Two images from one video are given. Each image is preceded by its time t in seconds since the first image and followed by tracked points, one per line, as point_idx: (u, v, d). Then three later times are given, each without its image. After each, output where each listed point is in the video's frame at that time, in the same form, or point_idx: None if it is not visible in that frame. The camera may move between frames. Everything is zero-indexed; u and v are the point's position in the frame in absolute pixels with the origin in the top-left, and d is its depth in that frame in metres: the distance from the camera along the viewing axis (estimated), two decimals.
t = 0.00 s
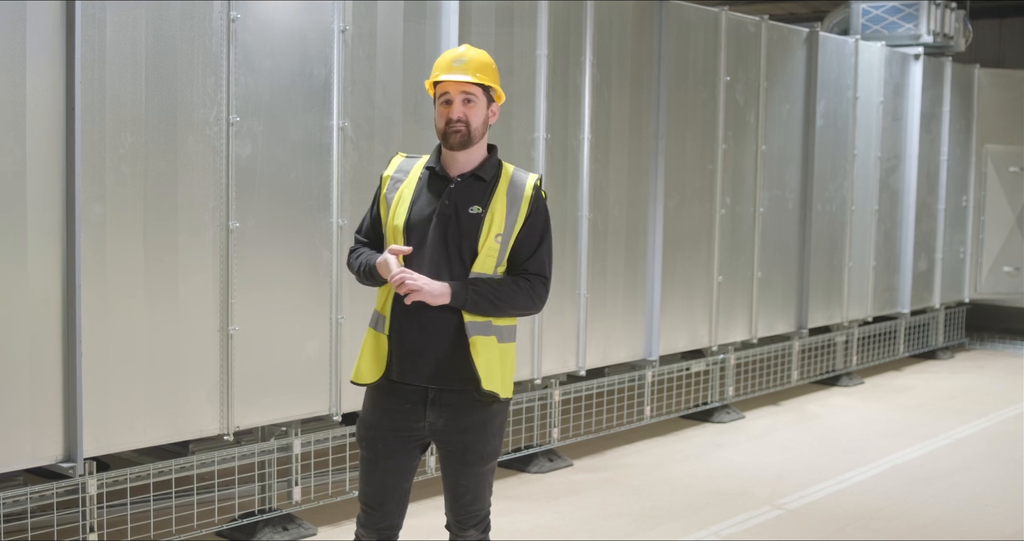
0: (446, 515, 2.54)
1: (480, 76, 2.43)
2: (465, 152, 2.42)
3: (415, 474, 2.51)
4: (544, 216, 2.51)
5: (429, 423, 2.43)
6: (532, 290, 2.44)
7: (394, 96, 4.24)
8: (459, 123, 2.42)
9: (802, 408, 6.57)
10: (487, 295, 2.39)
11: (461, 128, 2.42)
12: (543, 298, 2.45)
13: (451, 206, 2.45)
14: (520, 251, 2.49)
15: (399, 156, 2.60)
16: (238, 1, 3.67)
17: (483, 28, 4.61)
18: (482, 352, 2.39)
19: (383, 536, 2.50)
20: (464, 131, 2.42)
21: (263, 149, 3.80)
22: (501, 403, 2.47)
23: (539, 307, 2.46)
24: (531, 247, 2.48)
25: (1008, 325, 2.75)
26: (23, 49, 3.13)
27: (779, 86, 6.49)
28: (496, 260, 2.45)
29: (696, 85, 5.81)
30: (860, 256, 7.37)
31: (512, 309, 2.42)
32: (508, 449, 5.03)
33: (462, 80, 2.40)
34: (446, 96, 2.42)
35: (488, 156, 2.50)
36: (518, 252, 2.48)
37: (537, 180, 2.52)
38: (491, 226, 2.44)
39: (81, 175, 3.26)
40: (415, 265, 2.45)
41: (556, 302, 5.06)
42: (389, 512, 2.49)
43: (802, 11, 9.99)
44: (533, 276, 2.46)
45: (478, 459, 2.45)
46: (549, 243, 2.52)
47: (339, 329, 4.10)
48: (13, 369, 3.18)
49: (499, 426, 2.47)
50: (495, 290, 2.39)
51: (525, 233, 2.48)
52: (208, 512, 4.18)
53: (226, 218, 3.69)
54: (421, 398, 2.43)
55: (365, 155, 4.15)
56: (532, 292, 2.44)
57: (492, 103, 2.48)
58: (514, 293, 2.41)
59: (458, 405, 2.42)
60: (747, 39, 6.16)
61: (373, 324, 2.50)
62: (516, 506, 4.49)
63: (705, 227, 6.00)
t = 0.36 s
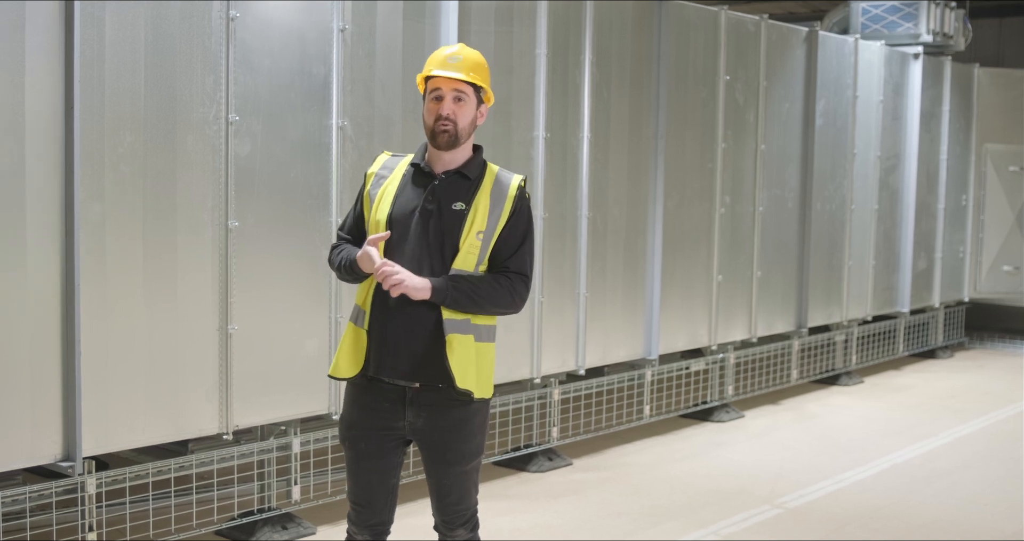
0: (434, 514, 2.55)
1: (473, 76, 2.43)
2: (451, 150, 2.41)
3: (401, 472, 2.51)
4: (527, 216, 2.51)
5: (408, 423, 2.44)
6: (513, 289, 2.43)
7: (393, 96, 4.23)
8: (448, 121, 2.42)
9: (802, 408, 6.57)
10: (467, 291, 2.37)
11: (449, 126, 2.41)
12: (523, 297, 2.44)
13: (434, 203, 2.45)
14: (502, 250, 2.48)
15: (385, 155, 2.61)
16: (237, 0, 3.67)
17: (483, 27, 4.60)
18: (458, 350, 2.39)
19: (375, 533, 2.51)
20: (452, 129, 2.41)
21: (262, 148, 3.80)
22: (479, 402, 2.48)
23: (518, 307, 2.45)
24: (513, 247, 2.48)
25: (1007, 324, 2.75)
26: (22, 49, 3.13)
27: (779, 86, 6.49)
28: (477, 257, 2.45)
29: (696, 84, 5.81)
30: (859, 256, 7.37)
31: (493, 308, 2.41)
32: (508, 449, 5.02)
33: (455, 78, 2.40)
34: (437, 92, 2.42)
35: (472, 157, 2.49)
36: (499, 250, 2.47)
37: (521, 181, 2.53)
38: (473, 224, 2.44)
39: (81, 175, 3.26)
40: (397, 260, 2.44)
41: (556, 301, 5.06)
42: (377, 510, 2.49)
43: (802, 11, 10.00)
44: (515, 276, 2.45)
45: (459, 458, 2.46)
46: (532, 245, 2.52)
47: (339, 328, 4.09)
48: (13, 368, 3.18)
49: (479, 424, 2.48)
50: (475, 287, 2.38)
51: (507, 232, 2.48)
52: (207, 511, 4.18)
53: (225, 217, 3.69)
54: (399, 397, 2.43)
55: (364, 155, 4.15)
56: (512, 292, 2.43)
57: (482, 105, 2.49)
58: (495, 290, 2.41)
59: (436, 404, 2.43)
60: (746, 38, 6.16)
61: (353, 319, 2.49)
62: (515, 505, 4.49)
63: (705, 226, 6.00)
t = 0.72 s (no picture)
0: (433, 513, 2.56)
1: (471, 75, 2.43)
2: (452, 150, 2.41)
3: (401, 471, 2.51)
4: (524, 217, 2.53)
5: (410, 422, 2.44)
6: (514, 291, 2.45)
7: (395, 96, 4.23)
8: (448, 121, 2.41)
9: (804, 408, 6.56)
10: (470, 296, 2.39)
11: (449, 127, 2.41)
12: (523, 298, 2.47)
13: (434, 205, 2.44)
14: (500, 252, 2.49)
15: (375, 149, 2.57)
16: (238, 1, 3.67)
17: (484, 27, 4.60)
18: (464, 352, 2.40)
19: (375, 532, 2.51)
20: (452, 129, 2.41)
21: (264, 148, 3.80)
22: (480, 401, 2.49)
23: (518, 307, 2.48)
24: (510, 248, 2.50)
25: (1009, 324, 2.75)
26: (23, 49, 3.13)
27: (780, 86, 6.48)
28: (477, 260, 2.46)
29: (698, 84, 5.80)
30: (861, 256, 7.36)
31: (495, 310, 2.43)
32: (509, 449, 5.02)
33: (454, 77, 2.40)
34: (436, 92, 2.42)
35: (470, 156, 2.50)
36: (498, 252, 2.49)
37: (517, 181, 2.54)
38: (473, 226, 2.45)
39: (82, 174, 3.26)
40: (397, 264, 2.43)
41: (557, 301, 5.06)
42: (378, 510, 2.49)
43: (803, 11, 10.00)
44: (515, 277, 2.47)
45: (461, 457, 2.46)
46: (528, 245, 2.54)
47: (341, 328, 4.10)
48: (15, 368, 3.18)
49: (480, 423, 2.49)
50: (477, 291, 2.40)
51: (506, 234, 2.49)
52: (209, 512, 4.18)
53: (227, 217, 3.69)
54: (401, 396, 2.44)
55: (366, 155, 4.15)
56: (513, 294, 2.45)
57: (478, 104, 2.49)
58: (498, 293, 2.42)
59: (439, 403, 2.43)
60: (748, 38, 6.15)
61: (352, 320, 2.48)
62: (516, 506, 4.49)
63: (706, 227, 6.00)
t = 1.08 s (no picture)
0: (432, 512, 2.56)
1: (461, 73, 2.44)
2: (442, 148, 2.41)
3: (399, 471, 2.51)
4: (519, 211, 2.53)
5: (407, 422, 2.44)
6: (513, 288, 2.46)
7: (395, 95, 4.23)
8: (438, 119, 2.41)
9: (804, 407, 6.56)
10: (470, 295, 2.39)
11: (439, 124, 2.41)
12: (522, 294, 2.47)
13: (428, 203, 2.45)
14: (497, 248, 2.50)
15: (366, 150, 2.57)
16: None
17: (484, 26, 4.60)
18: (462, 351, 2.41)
19: (374, 531, 2.51)
20: (442, 127, 2.41)
21: (264, 147, 3.80)
22: (477, 401, 2.49)
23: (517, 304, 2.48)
24: (507, 244, 2.50)
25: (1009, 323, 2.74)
26: (23, 47, 3.13)
27: (781, 84, 6.48)
28: (474, 256, 2.46)
29: (698, 83, 5.80)
30: (861, 255, 7.36)
31: (494, 307, 2.43)
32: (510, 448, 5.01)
33: (444, 75, 2.40)
34: (426, 90, 2.42)
35: (462, 154, 2.49)
36: (494, 249, 2.49)
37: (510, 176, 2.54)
38: (469, 223, 2.45)
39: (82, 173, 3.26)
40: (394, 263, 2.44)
41: (557, 300, 5.06)
42: (376, 509, 2.49)
43: (803, 10, 10.00)
44: (512, 274, 2.48)
45: (458, 457, 2.46)
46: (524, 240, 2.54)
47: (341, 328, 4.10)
48: (15, 367, 3.18)
49: (477, 423, 2.49)
50: (477, 290, 2.40)
51: (501, 230, 2.49)
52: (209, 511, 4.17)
53: (227, 216, 3.69)
54: (397, 397, 2.43)
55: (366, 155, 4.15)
56: (511, 292, 2.45)
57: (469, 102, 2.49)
58: (497, 291, 2.42)
59: (435, 404, 2.43)
60: (748, 37, 6.15)
61: (348, 321, 2.48)
62: (516, 505, 4.49)
63: (707, 226, 5.99)
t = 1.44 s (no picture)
0: (432, 513, 2.56)
1: (456, 72, 2.44)
2: (430, 142, 2.41)
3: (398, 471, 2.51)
4: (514, 207, 2.50)
5: (404, 424, 2.43)
6: (507, 287, 2.43)
7: (395, 95, 4.23)
8: (428, 114, 2.41)
9: (804, 407, 6.56)
10: (460, 293, 2.37)
11: (428, 119, 2.41)
12: (517, 292, 2.45)
13: (420, 202, 2.44)
14: (492, 245, 2.48)
15: (367, 155, 2.60)
16: None
17: (483, 27, 4.59)
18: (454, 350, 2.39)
19: (374, 532, 2.51)
20: (432, 122, 2.41)
21: (263, 148, 3.80)
22: (474, 402, 2.48)
23: (512, 303, 2.46)
24: (502, 241, 2.48)
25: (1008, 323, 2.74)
26: (22, 48, 3.13)
27: (780, 84, 6.48)
28: (468, 255, 2.45)
29: (697, 83, 5.80)
30: (861, 255, 7.36)
31: (486, 307, 2.41)
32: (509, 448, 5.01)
33: (437, 71, 2.40)
34: (419, 85, 2.42)
35: (454, 153, 2.48)
36: (488, 246, 2.47)
37: (505, 173, 2.52)
38: (460, 221, 2.44)
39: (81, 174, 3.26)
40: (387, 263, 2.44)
41: (557, 300, 5.06)
42: (376, 510, 2.49)
43: (803, 10, 10.01)
44: (506, 272, 2.45)
45: (456, 458, 2.46)
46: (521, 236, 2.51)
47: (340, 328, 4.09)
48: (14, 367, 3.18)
49: (475, 424, 2.48)
50: (467, 288, 2.38)
51: (496, 227, 2.47)
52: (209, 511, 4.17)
53: (226, 217, 3.69)
54: (394, 398, 2.43)
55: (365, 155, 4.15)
56: (505, 291, 2.43)
57: (464, 102, 2.49)
58: (489, 289, 2.40)
59: (432, 405, 2.42)
60: (748, 37, 6.15)
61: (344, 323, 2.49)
62: (515, 505, 4.48)
63: (706, 226, 5.99)
